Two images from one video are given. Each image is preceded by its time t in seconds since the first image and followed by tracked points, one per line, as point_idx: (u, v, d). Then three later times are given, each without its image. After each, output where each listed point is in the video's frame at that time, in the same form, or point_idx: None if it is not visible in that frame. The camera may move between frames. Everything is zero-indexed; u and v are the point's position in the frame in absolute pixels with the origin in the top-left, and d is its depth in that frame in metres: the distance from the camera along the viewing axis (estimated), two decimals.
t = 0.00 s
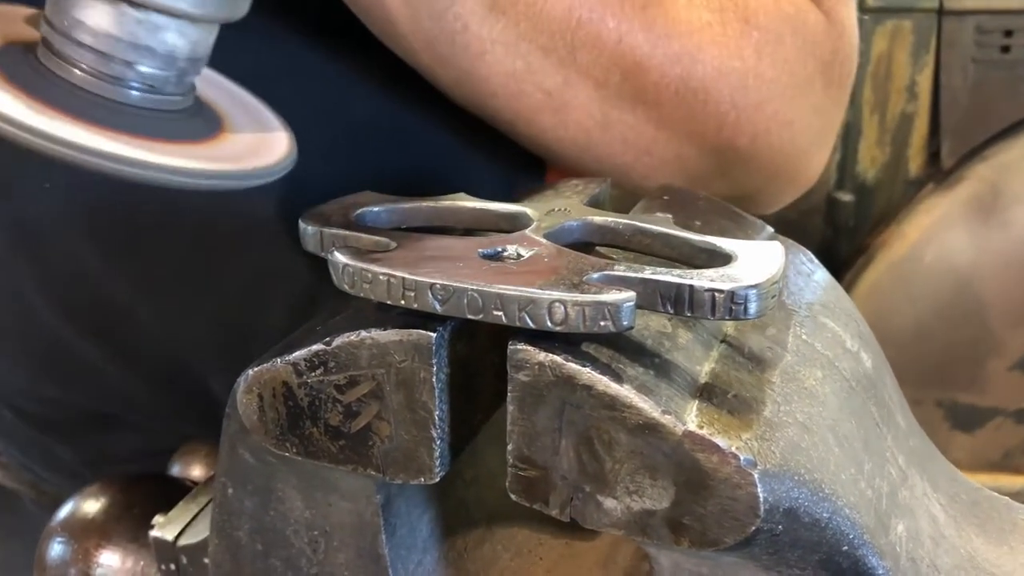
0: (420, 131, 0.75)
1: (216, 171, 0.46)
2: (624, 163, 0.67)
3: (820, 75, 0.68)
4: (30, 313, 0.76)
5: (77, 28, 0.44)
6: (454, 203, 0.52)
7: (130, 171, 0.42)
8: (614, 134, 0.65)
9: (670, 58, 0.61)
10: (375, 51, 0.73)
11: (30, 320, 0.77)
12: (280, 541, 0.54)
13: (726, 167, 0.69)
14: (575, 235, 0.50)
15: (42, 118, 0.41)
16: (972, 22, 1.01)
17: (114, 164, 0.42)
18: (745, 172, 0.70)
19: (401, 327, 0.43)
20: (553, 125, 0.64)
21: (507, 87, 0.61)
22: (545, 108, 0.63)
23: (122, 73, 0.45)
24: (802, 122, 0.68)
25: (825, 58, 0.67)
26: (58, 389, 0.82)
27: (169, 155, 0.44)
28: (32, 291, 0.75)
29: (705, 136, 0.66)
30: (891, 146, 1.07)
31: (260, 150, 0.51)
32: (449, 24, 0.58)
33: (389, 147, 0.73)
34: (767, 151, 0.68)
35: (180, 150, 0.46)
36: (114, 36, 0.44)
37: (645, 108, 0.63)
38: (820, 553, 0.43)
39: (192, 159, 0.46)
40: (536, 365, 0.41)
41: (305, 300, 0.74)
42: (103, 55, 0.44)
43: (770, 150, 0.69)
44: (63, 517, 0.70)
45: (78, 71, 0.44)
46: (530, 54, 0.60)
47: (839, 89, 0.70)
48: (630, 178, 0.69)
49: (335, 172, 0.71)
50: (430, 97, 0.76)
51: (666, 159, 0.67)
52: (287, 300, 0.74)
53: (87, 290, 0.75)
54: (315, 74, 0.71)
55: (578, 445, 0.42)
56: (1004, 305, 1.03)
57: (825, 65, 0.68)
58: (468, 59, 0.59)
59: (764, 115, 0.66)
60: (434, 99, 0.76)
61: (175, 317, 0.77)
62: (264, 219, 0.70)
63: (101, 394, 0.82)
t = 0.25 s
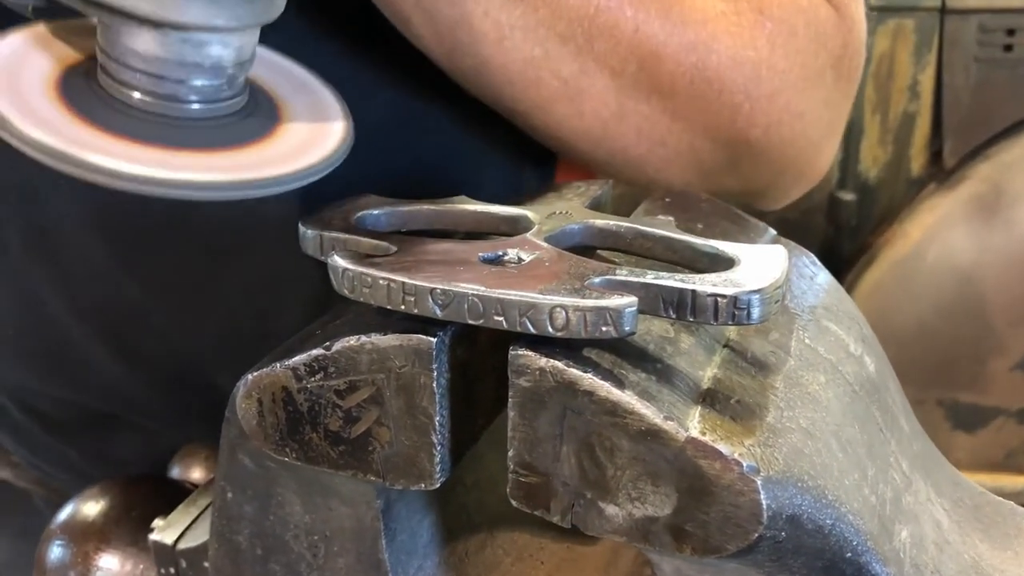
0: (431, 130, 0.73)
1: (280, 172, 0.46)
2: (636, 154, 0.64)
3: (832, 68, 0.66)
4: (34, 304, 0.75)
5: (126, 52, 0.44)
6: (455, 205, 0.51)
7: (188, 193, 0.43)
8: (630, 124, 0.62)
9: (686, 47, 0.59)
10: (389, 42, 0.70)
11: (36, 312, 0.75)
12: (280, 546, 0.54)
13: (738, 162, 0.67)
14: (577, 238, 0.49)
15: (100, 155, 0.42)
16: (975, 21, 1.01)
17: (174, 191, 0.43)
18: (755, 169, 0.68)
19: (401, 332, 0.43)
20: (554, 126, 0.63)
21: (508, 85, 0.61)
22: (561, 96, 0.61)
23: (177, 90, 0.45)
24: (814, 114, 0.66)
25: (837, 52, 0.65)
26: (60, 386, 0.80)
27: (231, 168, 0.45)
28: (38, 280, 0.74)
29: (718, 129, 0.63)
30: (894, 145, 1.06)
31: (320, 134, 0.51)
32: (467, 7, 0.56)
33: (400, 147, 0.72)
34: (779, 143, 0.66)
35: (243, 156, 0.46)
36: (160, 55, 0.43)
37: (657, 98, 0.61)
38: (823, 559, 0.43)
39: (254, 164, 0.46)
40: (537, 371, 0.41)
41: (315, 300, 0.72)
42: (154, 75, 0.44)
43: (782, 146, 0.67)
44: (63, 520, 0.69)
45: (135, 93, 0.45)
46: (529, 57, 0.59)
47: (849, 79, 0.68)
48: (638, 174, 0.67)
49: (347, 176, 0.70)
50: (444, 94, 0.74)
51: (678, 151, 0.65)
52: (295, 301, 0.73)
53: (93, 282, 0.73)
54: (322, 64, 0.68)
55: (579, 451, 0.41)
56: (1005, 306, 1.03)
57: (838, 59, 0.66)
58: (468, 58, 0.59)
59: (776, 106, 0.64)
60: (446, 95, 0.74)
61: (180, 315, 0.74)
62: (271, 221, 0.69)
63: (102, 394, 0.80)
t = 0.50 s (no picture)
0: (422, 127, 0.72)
1: (275, 188, 0.47)
2: (639, 148, 0.64)
3: (834, 58, 0.66)
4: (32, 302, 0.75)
5: (121, 74, 0.45)
6: (452, 204, 0.51)
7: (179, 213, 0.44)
8: (631, 116, 0.62)
9: (689, 37, 0.59)
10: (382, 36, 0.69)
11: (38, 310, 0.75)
12: (273, 547, 0.53)
13: (741, 152, 0.66)
14: (573, 237, 0.49)
15: (93, 179, 0.44)
16: (976, 19, 1.00)
17: (165, 212, 0.44)
18: (758, 158, 0.68)
19: (394, 331, 0.43)
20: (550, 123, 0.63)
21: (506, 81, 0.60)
22: (562, 89, 0.60)
23: (173, 109, 0.46)
24: (814, 104, 0.66)
25: (838, 42, 0.65)
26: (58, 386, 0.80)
27: (225, 187, 0.46)
28: (41, 277, 0.74)
29: (721, 121, 0.63)
30: (895, 143, 1.06)
31: (317, 148, 0.51)
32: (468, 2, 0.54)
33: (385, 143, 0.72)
34: (782, 132, 0.66)
35: (238, 174, 0.47)
36: (153, 77, 0.45)
37: (661, 91, 0.61)
38: (822, 561, 0.42)
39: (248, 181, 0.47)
40: (531, 370, 0.40)
41: (314, 299, 0.71)
42: (149, 96, 0.45)
43: (785, 135, 0.66)
44: (57, 520, 0.69)
45: (132, 114, 0.46)
46: (524, 52, 0.57)
47: (848, 68, 0.68)
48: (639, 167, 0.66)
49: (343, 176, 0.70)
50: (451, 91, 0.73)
51: (682, 142, 0.64)
52: (295, 301, 0.72)
53: (92, 281, 0.73)
54: (315, 64, 0.67)
55: (574, 452, 0.41)
56: (1007, 305, 1.02)
57: (840, 49, 0.66)
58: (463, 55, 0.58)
59: (778, 95, 0.63)
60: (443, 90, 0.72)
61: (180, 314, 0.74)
62: (273, 217, 0.69)
63: (100, 395, 0.79)
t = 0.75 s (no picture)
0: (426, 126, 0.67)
1: (309, 205, 0.44)
2: (656, 137, 0.60)
3: (846, 44, 0.61)
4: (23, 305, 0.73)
5: (147, 91, 0.43)
6: (446, 206, 0.50)
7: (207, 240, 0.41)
8: (652, 105, 0.58)
9: (705, 25, 0.55)
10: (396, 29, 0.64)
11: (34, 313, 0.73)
12: (264, 552, 0.53)
13: (754, 144, 0.63)
14: (565, 239, 0.48)
15: (117, 206, 0.41)
16: (975, 18, 0.97)
17: (195, 238, 0.41)
18: (772, 150, 0.64)
19: (384, 335, 0.42)
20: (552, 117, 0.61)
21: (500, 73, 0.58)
22: (580, 76, 0.56)
23: (200, 126, 0.43)
24: (831, 93, 0.62)
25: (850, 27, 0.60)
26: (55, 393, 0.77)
27: (256, 207, 0.43)
28: (34, 279, 0.72)
29: (738, 109, 0.59)
30: (894, 142, 1.03)
31: (353, 153, 0.48)
32: None
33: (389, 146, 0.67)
34: (799, 122, 0.62)
35: (270, 191, 0.44)
36: (180, 95, 0.42)
37: (678, 78, 0.57)
38: (817, 568, 0.42)
39: (281, 199, 0.44)
40: (522, 375, 0.40)
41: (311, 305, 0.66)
42: (177, 114, 0.43)
43: (803, 126, 0.63)
44: (48, 523, 0.68)
45: (159, 133, 0.44)
46: (510, 46, 0.55)
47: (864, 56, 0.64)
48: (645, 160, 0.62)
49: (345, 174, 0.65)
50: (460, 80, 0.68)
51: (699, 135, 0.60)
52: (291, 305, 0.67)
53: (89, 283, 0.70)
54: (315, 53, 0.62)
55: (566, 458, 0.40)
56: (1008, 305, 0.99)
57: (854, 38, 0.61)
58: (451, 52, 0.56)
59: (797, 82, 0.59)
60: (455, 81, 0.67)
61: (183, 319, 0.70)
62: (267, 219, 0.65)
63: (99, 404, 0.76)
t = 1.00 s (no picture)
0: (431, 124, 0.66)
1: (337, 208, 0.42)
2: (672, 131, 0.59)
3: (857, 37, 0.59)
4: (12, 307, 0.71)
5: (169, 92, 0.41)
6: (440, 202, 0.50)
7: (233, 245, 0.39)
8: (667, 99, 0.56)
9: (721, 16, 0.52)
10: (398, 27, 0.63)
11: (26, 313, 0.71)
12: (255, 550, 0.52)
13: (766, 135, 0.61)
14: (559, 234, 0.48)
15: (139, 208, 0.39)
16: (975, 16, 0.95)
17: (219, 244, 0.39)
18: (782, 142, 0.62)
19: (374, 331, 0.42)
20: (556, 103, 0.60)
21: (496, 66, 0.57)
22: (596, 72, 0.55)
23: (224, 128, 0.42)
24: (841, 83, 0.60)
25: (860, 22, 0.58)
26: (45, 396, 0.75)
27: (282, 211, 0.41)
28: (24, 279, 0.70)
29: (750, 102, 0.57)
30: (893, 141, 1.02)
31: (378, 157, 0.46)
32: None
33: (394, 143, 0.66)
34: (809, 115, 0.60)
35: (296, 195, 0.43)
36: (205, 94, 0.40)
37: (692, 71, 0.55)
38: (811, 567, 0.41)
39: (308, 204, 0.42)
40: (513, 372, 0.39)
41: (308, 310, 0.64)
42: (200, 115, 0.41)
43: (815, 117, 0.61)
44: (40, 522, 0.68)
45: (180, 134, 0.42)
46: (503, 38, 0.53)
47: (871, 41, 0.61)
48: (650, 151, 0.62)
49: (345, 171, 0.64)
50: (466, 76, 0.67)
51: (712, 127, 0.59)
52: (291, 311, 0.65)
53: (85, 281, 0.69)
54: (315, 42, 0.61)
55: (557, 455, 0.40)
56: (1008, 301, 0.99)
57: (863, 28, 0.59)
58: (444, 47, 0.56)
59: (812, 74, 0.57)
60: (459, 76, 0.66)
61: (183, 319, 0.68)
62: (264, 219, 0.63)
63: (93, 405, 0.74)
